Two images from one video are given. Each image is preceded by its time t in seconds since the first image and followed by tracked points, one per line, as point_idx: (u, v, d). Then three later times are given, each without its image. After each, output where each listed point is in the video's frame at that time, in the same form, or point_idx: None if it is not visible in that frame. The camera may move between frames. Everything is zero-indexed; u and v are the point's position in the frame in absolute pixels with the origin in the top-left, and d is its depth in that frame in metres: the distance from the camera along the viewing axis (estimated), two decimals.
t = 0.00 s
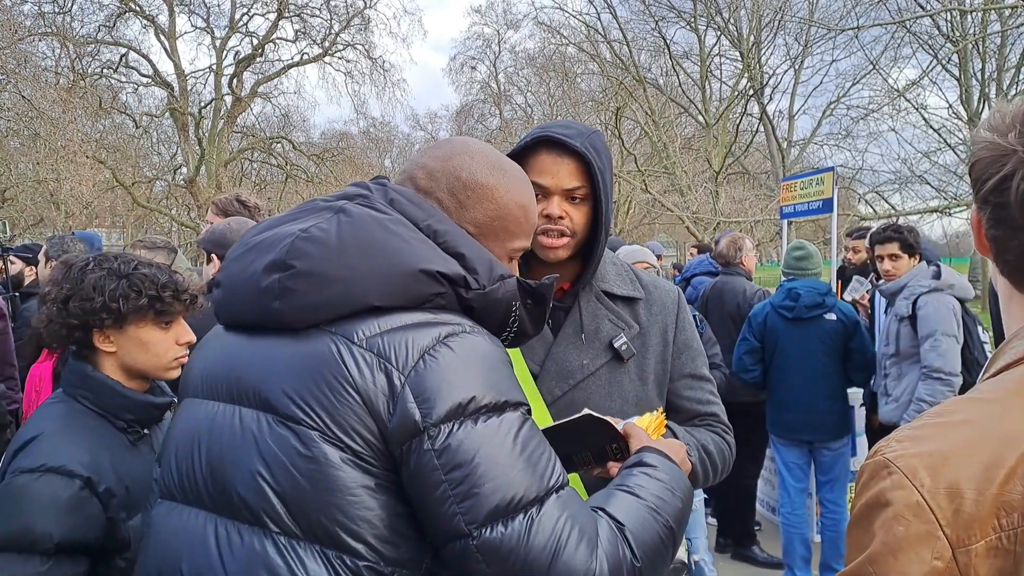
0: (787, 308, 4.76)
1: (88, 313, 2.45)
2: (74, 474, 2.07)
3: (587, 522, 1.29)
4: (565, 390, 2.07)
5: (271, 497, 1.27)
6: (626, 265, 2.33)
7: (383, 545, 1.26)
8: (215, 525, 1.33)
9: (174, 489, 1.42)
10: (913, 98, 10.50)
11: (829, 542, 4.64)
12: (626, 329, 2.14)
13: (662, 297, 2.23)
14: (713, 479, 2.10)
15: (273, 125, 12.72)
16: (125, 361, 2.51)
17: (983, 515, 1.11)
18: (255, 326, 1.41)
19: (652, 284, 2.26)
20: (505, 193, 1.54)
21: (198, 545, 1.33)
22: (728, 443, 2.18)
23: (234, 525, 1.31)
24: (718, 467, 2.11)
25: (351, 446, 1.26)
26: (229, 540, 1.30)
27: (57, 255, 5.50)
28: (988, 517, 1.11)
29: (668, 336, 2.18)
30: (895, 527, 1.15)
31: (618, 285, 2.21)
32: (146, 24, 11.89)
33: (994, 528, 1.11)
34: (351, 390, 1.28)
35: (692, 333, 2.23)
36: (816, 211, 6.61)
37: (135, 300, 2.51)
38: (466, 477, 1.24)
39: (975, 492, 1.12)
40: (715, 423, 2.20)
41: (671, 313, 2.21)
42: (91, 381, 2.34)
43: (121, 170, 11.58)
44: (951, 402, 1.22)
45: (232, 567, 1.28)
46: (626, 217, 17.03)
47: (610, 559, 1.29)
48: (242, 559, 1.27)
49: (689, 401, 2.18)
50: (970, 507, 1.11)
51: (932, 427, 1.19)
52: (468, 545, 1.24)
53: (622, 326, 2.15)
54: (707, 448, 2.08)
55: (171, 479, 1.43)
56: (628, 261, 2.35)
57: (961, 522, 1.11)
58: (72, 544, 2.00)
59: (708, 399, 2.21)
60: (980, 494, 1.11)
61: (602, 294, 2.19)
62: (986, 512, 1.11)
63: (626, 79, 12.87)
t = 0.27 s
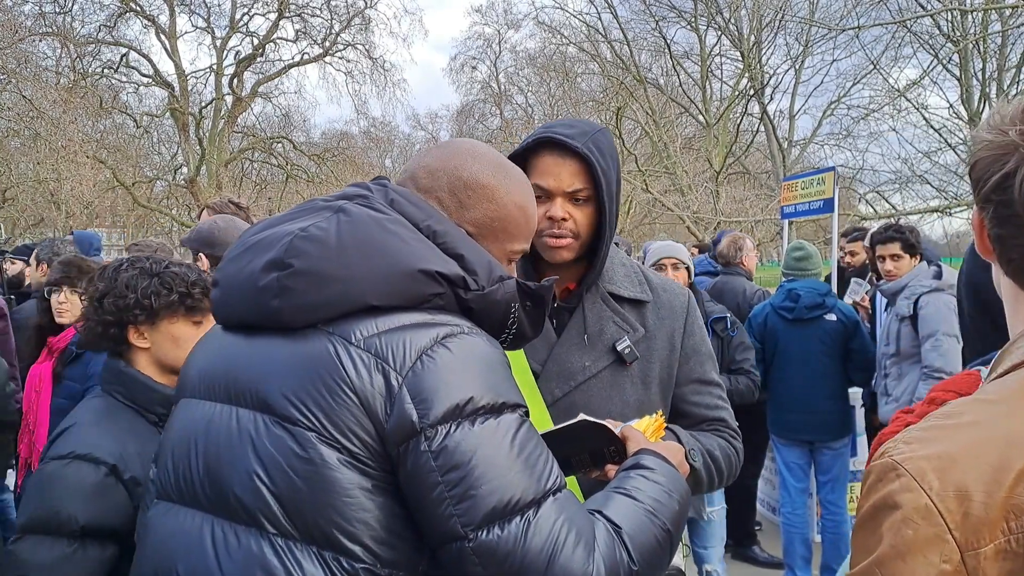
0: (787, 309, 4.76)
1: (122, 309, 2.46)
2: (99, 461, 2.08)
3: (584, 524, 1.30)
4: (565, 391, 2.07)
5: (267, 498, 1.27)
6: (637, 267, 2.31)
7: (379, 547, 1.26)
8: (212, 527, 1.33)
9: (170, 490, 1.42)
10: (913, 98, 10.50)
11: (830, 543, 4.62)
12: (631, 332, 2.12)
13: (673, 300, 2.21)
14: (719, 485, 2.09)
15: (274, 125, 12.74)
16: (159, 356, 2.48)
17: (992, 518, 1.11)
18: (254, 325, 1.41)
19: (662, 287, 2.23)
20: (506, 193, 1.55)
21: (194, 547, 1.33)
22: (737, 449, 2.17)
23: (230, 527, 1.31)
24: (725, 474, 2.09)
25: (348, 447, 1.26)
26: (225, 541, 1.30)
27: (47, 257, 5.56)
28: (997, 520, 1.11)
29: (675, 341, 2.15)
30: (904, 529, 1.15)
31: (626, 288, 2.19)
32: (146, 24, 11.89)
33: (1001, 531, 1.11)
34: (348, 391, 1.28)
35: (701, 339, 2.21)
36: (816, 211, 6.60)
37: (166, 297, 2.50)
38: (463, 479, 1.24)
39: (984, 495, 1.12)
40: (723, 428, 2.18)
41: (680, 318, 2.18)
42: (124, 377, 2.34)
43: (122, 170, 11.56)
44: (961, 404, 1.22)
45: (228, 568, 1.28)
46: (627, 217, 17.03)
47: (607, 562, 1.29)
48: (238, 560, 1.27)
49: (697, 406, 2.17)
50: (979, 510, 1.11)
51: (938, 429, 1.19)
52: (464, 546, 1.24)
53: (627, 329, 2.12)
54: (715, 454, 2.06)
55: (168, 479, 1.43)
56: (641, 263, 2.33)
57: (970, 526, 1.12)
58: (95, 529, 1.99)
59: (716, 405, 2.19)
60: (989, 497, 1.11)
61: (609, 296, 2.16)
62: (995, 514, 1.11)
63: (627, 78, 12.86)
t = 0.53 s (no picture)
0: (788, 309, 4.78)
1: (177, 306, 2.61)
2: (139, 441, 2.32)
3: (582, 524, 1.29)
4: (575, 392, 2.07)
5: (262, 503, 1.27)
6: (651, 269, 2.30)
7: (375, 551, 1.26)
8: (209, 532, 1.33)
9: (167, 496, 1.42)
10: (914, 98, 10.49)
11: (832, 543, 4.62)
12: (642, 335, 2.12)
13: (684, 306, 2.18)
14: (725, 489, 2.09)
15: (274, 125, 12.74)
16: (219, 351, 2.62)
17: (1001, 521, 1.12)
18: (244, 327, 1.41)
19: (675, 290, 2.22)
20: (492, 180, 1.56)
21: (192, 552, 1.33)
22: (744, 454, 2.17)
23: (227, 532, 1.31)
24: (732, 478, 2.10)
25: (341, 450, 1.26)
26: (221, 547, 1.30)
27: (36, 259, 5.57)
28: (1005, 522, 1.12)
29: (686, 347, 2.13)
30: (911, 534, 1.14)
31: (639, 290, 2.18)
32: (147, 24, 11.88)
33: (1011, 533, 1.12)
34: (340, 393, 1.28)
35: (712, 342, 2.19)
36: (817, 211, 6.60)
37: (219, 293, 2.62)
38: (458, 481, 1.23)
39: (993, 497, 1.12)
40: (732, 433, 2.17)
41: (692, 323, 2.16)
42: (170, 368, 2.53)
43: (123, 171, 11.55)
44: (964, 405, 1.22)
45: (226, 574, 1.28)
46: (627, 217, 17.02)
47: (605, 563, 1.29)
48: (235, 564, 1.27)
49: (706, 411, 2.15)
50: (988, 514, 1.12)
51: (942, 432, 1.18)
52: (460, 549, 1.23)
53: (639, 332, 2.12)
54: (722, 458, 2.06)
55: (164, 485, 1.43)
56: (651, 264, 2.32)
57: (981, 528, 1.12)
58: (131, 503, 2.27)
59: (725, 409, 2.18)
60: (997, 499, 1.12)
61: (621, 297, 2.16)
62: (1004, 517, 1.12)
63: (628, 78, 12.84)
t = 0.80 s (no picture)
0: (793, 308, 4.79)
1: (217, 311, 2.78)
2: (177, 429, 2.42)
3: (587, 527, 1.30)
4: (583, 392, 2.09)
5: (265, 504, 1.27)
6: (661, 270, 2.30)
7: (380, 553, 1.26)
8: (212, 534, 1.33)
9: (169, 497, 1.43)
10: (919, 98, 10.48)
11: (836, 543, 4.62)
12: (652, 336, 2.12)
13: (694, 309, 2.18)
14: (737, 492, 2.10)
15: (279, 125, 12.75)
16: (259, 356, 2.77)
17: (1004, 523, 1.12)
18: (246, 328, 1.41)
19: (686, 291, 2.22)
20: (498, 182, 1.57)
21: (195, 554, 1.33)
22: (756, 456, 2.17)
23: (230, 533, 1.31)
24: (743, 479, 2.10)
25: (345, 452, 1.26)
26: (224, 549, 1.30)
27: (35, 260, 5.58)
28: (1009, 526, 1.12)
29: (696, 350, 2.12)
30: (916, 538, 1.15)
31: (649, 291, 2.18)
32: (152, 24, 11.90)
33: (1015, 536, 1.12)
34: (344, 395, 1.28)
35: (722, 345, 2.18)
36: (822, 210, 6.60)
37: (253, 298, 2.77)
38: (463, 483, 1.24)
39: (996, 501, 1.12)
40: (743, 435, 2.16)
41: (702, 324, 2.15)
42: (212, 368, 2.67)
43: (128, 170, 11.57)
44: (965, 407, 1.22)
45: None
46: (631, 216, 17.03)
47: (611, 566, 1.29)
48: (237, 566, 1.28)
49: (716, 413, 2.15)
50: (991, 516, 1.12)
51: (943, 435, 1.19)
52: (465, 551, 1.24)
53: (648, 333, 2.12)
54: (734, 461, 2.06)
55: (165, 486, 1.43)
56: (663, 265, 2.32)
57: (984, 531, 1.12)
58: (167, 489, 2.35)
59: (737, 411, 2.17)
60: (1001, 502, 1.12)
61: (632, 298, 2.16)
62: (1007, 519, 1.12)
63: (633, 78, 12.84)
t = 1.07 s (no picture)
0: (797, 308, 4.80)
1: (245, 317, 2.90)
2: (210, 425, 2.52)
3: (596, 530, 1.30)
4: (593, 393, 2.09)
5: (275, 504, 1.27)
6: (670, 271, 2.30)
7: (390, 553, 1.26)
8: (221, 534, 1.33)
9: (177, 495, 1.43)
10: (923, 97, 10.48)
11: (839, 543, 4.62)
12: (662, 337, 2.12)
13: (702, 310, 2.18)
14: (743, 493, 2.10)
15: (282, 124, 12.76)
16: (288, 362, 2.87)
17: (1002, 522, 1.12)
18: (258, 326, 1.42)
19: (695, 293, 2.22)
20: (513, 188, 1.57)
21: (203, 553, 1.33)
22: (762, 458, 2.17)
23: (239, 532, 1.31)
24: (749, 481, 2.11)
25: (356, 452, 1.27)
26: (233, 548, 1.31)
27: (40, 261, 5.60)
28: (1007, 524, 1.12)
29: (704, 351, 2.13)
30: (914, 538, 1.15)
31: (659, 291, 2.19)
32: (155, 24, 11.91)
33: (1012, 535, 1.12)
34: (356, 395, 1.28)
35: (731, 347, 2.17)
36: (825, 210, 6.60)
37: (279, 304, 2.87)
38: (474, 485, 1.24)
39: (993, 500, 1.12)
40: (749, 438, 2.17)
41: (711, 326, 2.15)
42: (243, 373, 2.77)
43: (131, 170, 11.58)
44: (959, 406, 1.22)
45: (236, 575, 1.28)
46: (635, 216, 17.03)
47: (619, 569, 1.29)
48: (246, 565, 1.28)
49: (722, 415, 2.15)
50: (990, 515, 1.12)
51: (939, 434, 1.19)
52: (476, 553, 1.24)
53: (658, 334, 2.13)
54: (737, 463, 2.06)
55: (174, 484, 1.43)
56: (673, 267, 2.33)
57: (982, 529, 1.12)
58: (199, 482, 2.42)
59: (744, 413, 2.17)
60: (999, 502, 1.12)
61: (641, 298, 2.17)
62: (1004, 518, 1.12)
63: (636, 78, 12.83)
